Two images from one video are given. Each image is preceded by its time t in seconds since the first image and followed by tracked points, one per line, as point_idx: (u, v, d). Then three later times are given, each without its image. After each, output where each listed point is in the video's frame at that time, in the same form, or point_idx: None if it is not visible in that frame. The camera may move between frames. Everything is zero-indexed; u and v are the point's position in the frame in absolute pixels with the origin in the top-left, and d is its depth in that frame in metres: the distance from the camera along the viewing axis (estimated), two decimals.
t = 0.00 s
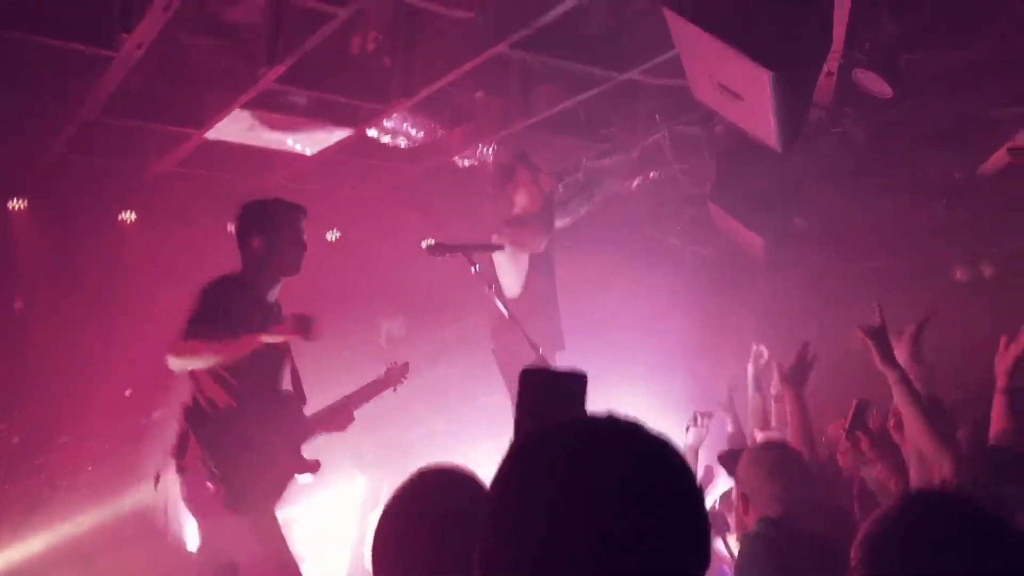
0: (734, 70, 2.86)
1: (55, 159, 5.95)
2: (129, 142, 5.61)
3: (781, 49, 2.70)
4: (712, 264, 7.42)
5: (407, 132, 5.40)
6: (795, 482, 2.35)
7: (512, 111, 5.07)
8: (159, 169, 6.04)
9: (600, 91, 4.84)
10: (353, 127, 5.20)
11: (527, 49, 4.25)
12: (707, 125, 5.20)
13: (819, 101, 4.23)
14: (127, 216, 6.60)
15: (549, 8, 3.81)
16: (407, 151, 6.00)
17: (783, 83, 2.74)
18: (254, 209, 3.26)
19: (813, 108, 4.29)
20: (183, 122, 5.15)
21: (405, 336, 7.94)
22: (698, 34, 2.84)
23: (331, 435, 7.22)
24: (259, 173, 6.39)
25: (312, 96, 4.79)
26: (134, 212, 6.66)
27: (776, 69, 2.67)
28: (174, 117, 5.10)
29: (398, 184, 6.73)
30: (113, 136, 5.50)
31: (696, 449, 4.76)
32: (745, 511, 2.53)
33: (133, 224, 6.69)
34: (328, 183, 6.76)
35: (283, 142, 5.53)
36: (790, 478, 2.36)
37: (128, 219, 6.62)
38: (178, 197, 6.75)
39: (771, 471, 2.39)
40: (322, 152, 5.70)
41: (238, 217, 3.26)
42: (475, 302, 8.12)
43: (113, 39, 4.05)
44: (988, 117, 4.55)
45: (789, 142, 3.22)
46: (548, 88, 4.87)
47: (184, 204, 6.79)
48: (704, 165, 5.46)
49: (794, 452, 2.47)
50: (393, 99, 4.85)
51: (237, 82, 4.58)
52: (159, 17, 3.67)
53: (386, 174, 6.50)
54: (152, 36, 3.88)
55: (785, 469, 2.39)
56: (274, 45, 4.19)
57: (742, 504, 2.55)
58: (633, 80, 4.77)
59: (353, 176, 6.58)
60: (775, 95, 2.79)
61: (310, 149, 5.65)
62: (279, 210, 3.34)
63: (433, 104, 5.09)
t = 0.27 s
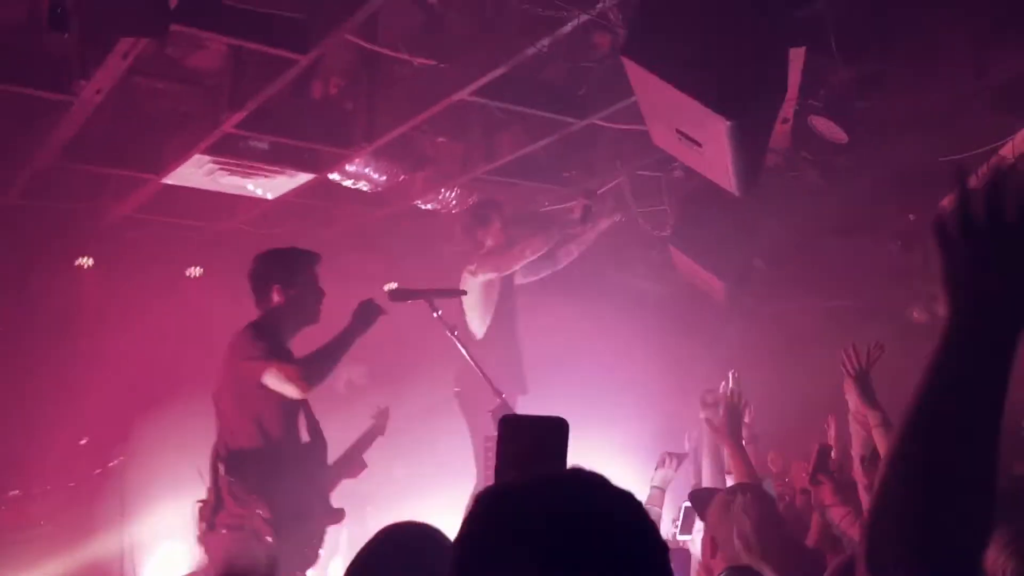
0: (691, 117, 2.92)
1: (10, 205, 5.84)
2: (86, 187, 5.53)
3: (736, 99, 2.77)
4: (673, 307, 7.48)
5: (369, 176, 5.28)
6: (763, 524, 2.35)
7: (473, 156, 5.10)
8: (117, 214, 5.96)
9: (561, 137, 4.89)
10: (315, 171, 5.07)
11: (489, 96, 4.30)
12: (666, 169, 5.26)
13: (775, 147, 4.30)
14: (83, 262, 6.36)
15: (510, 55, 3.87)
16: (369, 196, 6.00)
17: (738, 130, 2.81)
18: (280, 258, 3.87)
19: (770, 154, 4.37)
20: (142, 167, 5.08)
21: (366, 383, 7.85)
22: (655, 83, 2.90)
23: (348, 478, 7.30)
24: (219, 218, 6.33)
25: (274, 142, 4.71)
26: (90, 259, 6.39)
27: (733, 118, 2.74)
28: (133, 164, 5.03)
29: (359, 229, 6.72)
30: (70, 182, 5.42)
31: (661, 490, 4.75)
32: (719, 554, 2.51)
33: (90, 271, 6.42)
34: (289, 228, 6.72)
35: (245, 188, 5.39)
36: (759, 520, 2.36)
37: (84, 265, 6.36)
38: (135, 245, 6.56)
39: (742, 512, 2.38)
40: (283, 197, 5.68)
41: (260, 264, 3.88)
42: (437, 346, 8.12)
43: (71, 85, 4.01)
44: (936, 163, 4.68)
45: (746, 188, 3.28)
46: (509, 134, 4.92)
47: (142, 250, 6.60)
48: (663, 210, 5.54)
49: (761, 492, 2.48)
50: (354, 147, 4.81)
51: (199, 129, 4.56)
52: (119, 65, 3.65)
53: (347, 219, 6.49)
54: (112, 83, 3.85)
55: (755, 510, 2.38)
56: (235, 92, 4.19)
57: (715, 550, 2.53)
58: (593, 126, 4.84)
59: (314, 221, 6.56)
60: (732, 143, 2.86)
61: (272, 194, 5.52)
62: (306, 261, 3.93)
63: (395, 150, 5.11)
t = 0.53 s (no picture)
0: (648, 139, 2.96)
1: None
2: (36, 201, 5.42)
3: (692, 122, 2.84)
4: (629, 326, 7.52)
5: (326, 192, 5.21)
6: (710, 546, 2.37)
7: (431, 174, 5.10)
8: (67, 229, 5.85)
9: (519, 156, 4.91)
10: (270, 187, 4.97)
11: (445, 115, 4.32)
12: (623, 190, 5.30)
13: (730, 169, 4.35)
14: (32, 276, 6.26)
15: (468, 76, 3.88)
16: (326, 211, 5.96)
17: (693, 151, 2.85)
18: (275, 262, 3.85)
19: (725, 176, 4.42)
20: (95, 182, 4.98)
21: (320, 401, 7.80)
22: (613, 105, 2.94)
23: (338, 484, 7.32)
24: (173, 233, 6.25)
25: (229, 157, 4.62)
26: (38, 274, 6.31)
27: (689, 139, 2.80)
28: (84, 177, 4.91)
29: (315, 246, 6.66)
30: (19, 195, 5.31)
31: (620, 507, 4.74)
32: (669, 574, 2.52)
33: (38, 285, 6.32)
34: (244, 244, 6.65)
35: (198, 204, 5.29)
36: (707, 541, 2.39)
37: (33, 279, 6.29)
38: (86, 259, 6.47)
39: (691, 534, 2.40)
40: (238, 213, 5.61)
41: (255, 270, 3.86)
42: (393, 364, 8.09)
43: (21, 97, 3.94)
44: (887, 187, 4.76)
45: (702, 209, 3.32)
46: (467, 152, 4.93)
47: (93, 265, 6.51)
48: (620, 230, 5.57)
49: (710, 512, 2.50)
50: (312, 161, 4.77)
51: (153, 143, 4.50)
52: (72, 78, 3.60)
53: (303, 236, 6.43)
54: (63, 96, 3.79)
55: (701, 531, 2.41)
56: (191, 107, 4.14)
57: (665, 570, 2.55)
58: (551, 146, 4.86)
59: (269, 237, 6.50)
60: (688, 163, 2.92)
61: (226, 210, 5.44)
62: (301, 265, 3.92)
63: (352, 166, 5.09)
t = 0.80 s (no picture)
0: (632, 159, 2.97)
1: None
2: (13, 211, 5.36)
3: (676, 141, 2.80)
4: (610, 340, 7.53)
5: (308, 206, 5.16)
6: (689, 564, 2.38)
7: (414, 189, 5.09)
8: (46, 240, 5.79)
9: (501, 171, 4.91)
10: (251, 200, 4.95)
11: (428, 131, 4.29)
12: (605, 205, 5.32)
13: (711, 186, 4.37)
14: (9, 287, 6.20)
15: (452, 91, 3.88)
16: (307, 224, 5.94)
17: (677, 172, 2.85)
18: (283, 275, 3.72)
19: (706, 193, 4.44)
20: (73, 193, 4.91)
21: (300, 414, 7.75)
22: (598, 125, 2.93)
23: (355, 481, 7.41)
24: (152, 244, 6.20)
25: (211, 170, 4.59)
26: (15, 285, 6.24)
27: (673, 161, 2.77)
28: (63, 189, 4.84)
29: (296, 258, 6.64)
30: None
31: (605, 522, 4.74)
32: None
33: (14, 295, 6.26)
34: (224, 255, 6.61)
35: (178, 216, 5.25)
36: (688, 557, 2.40)
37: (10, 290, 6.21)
38: (63, 270, 6.41)
39: (670, 551, 2.41)
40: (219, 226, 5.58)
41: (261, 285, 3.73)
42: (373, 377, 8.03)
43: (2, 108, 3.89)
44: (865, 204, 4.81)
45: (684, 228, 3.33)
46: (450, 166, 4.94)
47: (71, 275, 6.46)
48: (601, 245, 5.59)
49: (690, 530, 2.51)
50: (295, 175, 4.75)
51: (134, 155, 4.47)
52: (54, 90, 3.57)
53: (283, 248, 6.41)
54: (45, 107, 3.76)
55: (680, 549, 2.41)
56: (172, 121, 4.12)
57: None
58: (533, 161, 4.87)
59: (249, 249, 6.46)
60: (672, 184, 2.89)
61: (206, 223, 5.39)
62: (311, 281, 3.78)
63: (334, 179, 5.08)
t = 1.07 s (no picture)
0: (645, 173, 2.97)
1: None
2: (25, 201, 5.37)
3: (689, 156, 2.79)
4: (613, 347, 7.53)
5: (317, 207, 5.20)
6: None
7: (425, 192, 5.09)
8: (55, 232, 5.79)
9: (512, 177, 4.91)
10: (261, 200, 4.95)
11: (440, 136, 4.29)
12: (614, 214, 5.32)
13: (723, 199, 4.37)
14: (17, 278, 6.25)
15: (466, 97, 3.88)
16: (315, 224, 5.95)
17: (690, 187, 2.85)
18: (302, 275, 3.70)
19: (717, 205, 4.44)
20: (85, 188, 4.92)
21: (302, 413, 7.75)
22: (612, 138, 2.93)
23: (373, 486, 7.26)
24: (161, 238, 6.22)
25: (222, 168, 4.60)
26: (23, 276, 6.30)
27: (685, 175, 2.77)
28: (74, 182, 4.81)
29: (302, 257, 6.64)
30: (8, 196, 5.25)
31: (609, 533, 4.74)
32: None
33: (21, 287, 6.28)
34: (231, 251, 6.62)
35: (188, 212, 5.25)
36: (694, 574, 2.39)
37: (17, 281, 6.29)
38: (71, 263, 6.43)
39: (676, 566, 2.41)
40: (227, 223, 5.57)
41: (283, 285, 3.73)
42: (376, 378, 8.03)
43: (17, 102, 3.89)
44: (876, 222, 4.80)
45: (695, 242, 3.33)
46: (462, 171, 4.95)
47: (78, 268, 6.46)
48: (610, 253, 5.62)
49: (697, 547, 2.51)
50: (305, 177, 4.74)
51: (145, 152, 4.48)
52: (69, 86, 3.57)
53: (291, 246, 6.41)
54: (60, 101, 3.75)
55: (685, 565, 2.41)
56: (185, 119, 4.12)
57: None
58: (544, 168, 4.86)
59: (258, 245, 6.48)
60: (684, 198, 2.89)
61: (215, 220, 5.39)
62: (334, 287, 3.74)
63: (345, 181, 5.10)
